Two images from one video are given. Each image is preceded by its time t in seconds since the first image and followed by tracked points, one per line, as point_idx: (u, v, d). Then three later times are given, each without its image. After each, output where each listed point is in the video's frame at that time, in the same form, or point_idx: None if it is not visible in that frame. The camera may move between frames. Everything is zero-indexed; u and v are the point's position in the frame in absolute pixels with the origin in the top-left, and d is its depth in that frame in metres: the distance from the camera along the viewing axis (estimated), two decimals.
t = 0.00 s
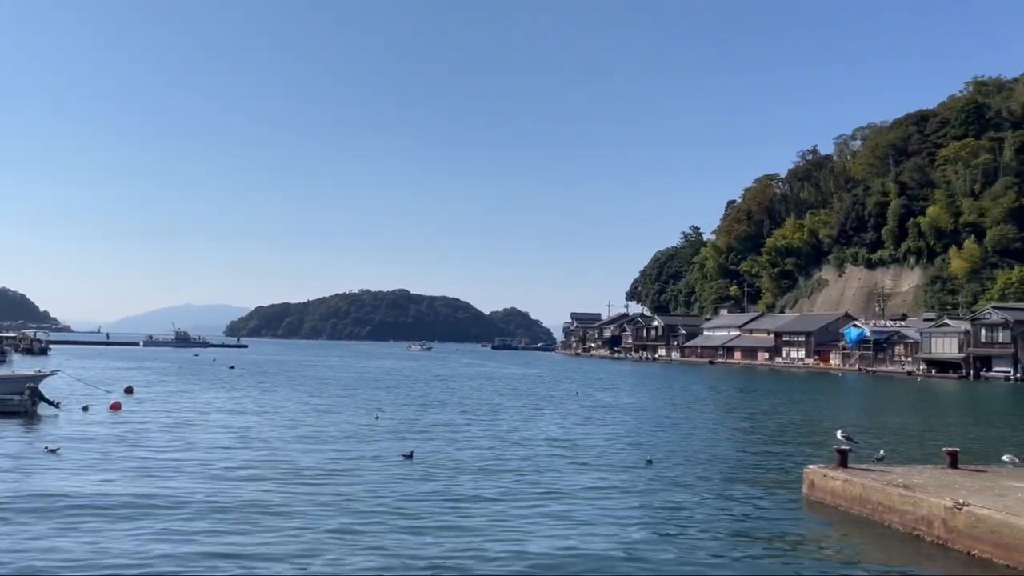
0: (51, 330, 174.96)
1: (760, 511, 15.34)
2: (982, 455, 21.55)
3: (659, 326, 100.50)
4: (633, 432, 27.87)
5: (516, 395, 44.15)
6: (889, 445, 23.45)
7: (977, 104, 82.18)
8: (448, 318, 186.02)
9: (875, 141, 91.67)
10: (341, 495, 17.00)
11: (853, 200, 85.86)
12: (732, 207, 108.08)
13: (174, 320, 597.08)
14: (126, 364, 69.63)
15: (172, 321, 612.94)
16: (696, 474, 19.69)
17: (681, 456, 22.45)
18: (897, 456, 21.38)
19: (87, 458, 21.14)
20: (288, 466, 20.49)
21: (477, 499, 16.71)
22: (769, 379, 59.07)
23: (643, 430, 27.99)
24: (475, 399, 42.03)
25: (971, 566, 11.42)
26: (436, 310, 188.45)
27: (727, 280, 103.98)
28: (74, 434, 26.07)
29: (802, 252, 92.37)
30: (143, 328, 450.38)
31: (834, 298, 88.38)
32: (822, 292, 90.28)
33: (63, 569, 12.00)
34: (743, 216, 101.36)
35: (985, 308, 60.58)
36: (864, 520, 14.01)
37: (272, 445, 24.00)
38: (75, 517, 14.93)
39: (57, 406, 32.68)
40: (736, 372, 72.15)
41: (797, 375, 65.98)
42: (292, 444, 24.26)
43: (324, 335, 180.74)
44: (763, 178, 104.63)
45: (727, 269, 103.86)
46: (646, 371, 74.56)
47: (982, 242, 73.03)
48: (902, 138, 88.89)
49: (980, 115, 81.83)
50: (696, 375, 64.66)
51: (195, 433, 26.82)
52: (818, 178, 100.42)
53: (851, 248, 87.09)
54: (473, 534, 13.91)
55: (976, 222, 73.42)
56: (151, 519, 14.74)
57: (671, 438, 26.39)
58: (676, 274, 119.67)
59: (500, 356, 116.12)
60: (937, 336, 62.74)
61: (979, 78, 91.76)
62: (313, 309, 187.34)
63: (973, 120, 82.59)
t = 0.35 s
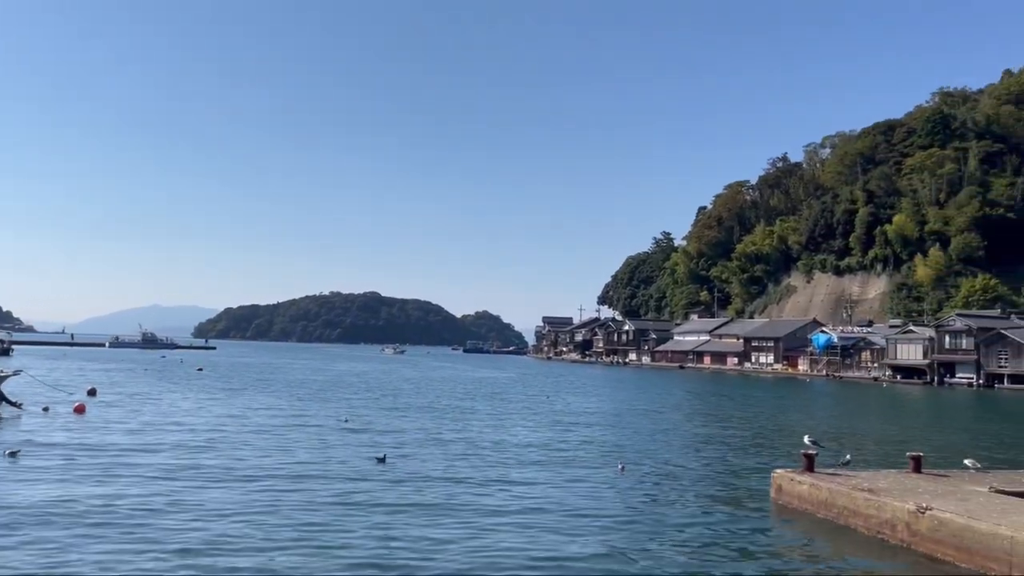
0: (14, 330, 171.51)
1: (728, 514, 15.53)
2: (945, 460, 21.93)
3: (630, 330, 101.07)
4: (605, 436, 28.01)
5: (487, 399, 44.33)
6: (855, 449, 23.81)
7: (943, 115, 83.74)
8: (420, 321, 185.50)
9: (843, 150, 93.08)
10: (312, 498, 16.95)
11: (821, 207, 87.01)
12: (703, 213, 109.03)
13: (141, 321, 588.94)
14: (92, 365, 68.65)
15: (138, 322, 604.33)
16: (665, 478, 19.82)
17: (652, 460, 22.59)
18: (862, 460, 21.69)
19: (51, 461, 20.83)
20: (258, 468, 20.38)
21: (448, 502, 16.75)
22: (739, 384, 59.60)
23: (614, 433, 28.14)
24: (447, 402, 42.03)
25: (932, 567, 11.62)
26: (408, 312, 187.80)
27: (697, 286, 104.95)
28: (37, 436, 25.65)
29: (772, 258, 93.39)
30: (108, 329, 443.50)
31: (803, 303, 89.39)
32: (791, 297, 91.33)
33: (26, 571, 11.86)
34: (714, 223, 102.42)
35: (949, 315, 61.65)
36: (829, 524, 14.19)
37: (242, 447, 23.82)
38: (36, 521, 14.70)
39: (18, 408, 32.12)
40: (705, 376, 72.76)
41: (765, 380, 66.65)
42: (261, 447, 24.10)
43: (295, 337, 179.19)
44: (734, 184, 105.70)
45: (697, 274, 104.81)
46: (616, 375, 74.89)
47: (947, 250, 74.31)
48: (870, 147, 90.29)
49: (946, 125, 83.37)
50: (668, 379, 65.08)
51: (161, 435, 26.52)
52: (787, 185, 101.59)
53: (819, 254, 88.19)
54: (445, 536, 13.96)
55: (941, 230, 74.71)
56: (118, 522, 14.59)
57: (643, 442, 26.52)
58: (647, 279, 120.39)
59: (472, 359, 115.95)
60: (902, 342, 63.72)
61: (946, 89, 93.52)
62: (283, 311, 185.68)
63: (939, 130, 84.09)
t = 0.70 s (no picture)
0: None
1: (697, 516, 15.67)
2: (910, 463, 22.29)
3: (603, 334, 101.40)
4: (577, 438, 28.11)
5: (459, 401, 44.44)
6: (821, 452, 24.19)
7: (910, 123, 85.20)
8: (393, 323, 184.90)
9: (814, 157, 94.23)
10: (283, 500, 16.87)
11: (792, 213, 87.94)
12: (675, 218, 109.76)
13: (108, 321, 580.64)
14: (57, 365, 67.51)
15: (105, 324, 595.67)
16: (637, 479, 20.05)
17: (624, 461, 22.75)
18: (830, 464, 21.98)
19: (18, 463, 20.49)
20: (228, 471, 20.23)
21: (422, 504, 16.75)
22: (710, 388, 60.05)
23: (586, 436, 28.27)
24: (418, 403, 42.07)
25: (898, 569, 11.79)
26: (381, 314, 187.08)
27: (670, 290, 105.57)
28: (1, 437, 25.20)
29: (743, 264, 94.32)
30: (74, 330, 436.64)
31: (774, 308, 90.25)
32: (761, 302, 92.20)
33: None
34: (686, 228, 103.22)
35: (916, 321, 62.59)
36: (799, 526, 14.31)
37: (212, 449, 23.63)
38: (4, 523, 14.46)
39: None
40: (676, 380, 73.24)
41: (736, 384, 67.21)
42: (231, 449, 23.89)
43: (265, 339, 177.49)
44: (706, 190, 106.58)
45: (669, 278, 105.48)
46: (588, 378, 75.15)
47: (914, 256, 75.39)
48: (840, 154, 91.55)
49: (913, 134, 84.78)
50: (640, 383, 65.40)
51: (129, 437, 26.18)
52: (758, 191, 102.61)
53: (790, 260, 89.07)
54: (417, 539, 13.98)
55: (909, 237, 75.82)
56: (90, 525, 14.47)
57: (614, 443, 26.71)
58: (620, 283, 120.96)
59: (444, 362, 115.68)
60: (870, 347, 64.63)
61: (913, 98, 95.16)
62: (253, 312, 183.97)
63: (907, 139, 85.47)
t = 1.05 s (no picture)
0: None
1: (662, 520, 15.73)
2: (872, 466, 22.58)
3: (571, 337, 101.67)
4: (544, 441, 28.11)
5: (427, 403, 44.28)
6: (785, 456, 24.47)
7: (874, 132, 86.82)
8: (361, 326, 183.89)
9: (780, 164, 95.51)
10: (246, 504, 16.64)
11: (758, 219, 88.94)
12: (644, 222, 110.41)
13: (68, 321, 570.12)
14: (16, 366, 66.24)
15: (66, 323, 584.71)
16: (603, 481, 20.10)
17: (591, 464, 22.81)
18: (793, 467, 22.18)
19: None
20: (190, 474, 19.92)
21: (388, 508, 16.65)
22: (677, 391, 60.48)
23: (552, 439, 28.28)
24: (386, 406, 41.82)
25: (859, 571, 11.95)
26: (348, 316, 185.93)
27: (638, 294, 106.17)
28: None
29: (710, 268, 95.23)
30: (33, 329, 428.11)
31: (739, 313, 91.06)
32: (728, 307, 93.07)
33: None
34: (654, 232, 104.06)
35: (879, 326, 63.59)
36: (763, 529, 14.45)
37: (173, 452, 23.25)
38: None
39: None
40: (644, 383, 73.64)
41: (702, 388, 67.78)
42: (197, 452, 23.60)
43: (230, 340, 175.43)
44: (674, 195, 107.45)
45: (637, 282, 106.14)
46: (556, 381, 75.32)
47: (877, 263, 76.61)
48: (806, 161, 92.93)
49: (877, 142, 86.38)
50: (607, 386, 65.69)
51: (91, 439, 25.72)
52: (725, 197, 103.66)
53: (756, 265, 89.98)
54: (380, 543, 13.86)
55: (872, 243, 77.03)
56: (50, 530, 14.19)
57: (581, 446, 26.77)
58: (589, 286, 121.38)
59: (413, 364, 115.17)
60: (833, 352, 65.54)
61: (877, 107, 96.99)
62: (219, 313, 181.81)
63: (871, 147, 87.00)
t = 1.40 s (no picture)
0: None
1: (630, 521, 15.88)
2: (835, 468, 22.93)
3: (541, 339, 101.77)
4: (514, 443, 28.14)
5: (396, 406, 44.10)
6: (753, 458, 24.74)
7: (841, 139, 88.36)
8: (329, 327, 182.72)
9: (748, 169, 96.64)
10: (213, 507, 16.47)
11: (727, 223, 89.90)
12: (614, 225, 111.05)
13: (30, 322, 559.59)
14: None
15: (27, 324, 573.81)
16: (573, 484, 20.17)
17: (561, 466, 22.87)
18: (759, 469, 22.47)
19: None
20: (156, 477, 19.68)
21: (358, 511, 16.55)
22: (646, 394, 60.93)
23: (522, 442, 28.31)
24: (355, 408, 41.58)
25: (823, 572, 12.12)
26: (317, 318, 184.62)
27: (607, 296, 106.62)
28: None
29: (679, 272, 95.98)
30: None
31: (707, 316, 91.73)
32: (696, 310, 93.77)
33: None
34: (625, 235, 104.81)
35: (844, 330, 64.47)
36: (729, 530, 14.60)
37: (139, 455, 22.91)
38: None
39: None
40: (614, 386, 73.91)
41: (671, 390, 68.21)
42: (163, 455, 23.28)
43: (196, 342, 173.13)
44: (644, 199, 108.24)
45: (608, 285, 106.62)
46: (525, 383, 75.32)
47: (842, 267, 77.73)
48: (773, 166, 94.20)
49: (843, 149, 87.90)
50: (577, 389, 65.93)
51: (53, 442, 25.26)
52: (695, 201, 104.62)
53: (724, 268, 90.79)
54: (349, 546, 13.81)
55: (838, 248, 78.26)
56: (12, 535, 13.91)
57: (551, 448, 26.84)
58: (559, 289, 121.71)
59: (382, 366, 114.58)
60: (800, 355, 66.39)
61: (844, 114, 98.59)
62: (185, 314, 179.43)
63: (837, 153, 88.46)
